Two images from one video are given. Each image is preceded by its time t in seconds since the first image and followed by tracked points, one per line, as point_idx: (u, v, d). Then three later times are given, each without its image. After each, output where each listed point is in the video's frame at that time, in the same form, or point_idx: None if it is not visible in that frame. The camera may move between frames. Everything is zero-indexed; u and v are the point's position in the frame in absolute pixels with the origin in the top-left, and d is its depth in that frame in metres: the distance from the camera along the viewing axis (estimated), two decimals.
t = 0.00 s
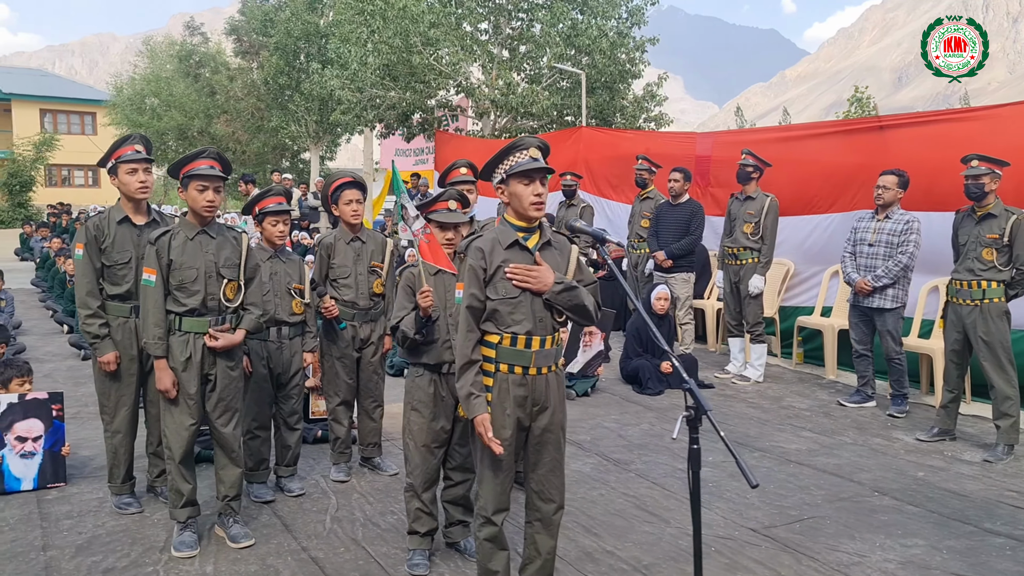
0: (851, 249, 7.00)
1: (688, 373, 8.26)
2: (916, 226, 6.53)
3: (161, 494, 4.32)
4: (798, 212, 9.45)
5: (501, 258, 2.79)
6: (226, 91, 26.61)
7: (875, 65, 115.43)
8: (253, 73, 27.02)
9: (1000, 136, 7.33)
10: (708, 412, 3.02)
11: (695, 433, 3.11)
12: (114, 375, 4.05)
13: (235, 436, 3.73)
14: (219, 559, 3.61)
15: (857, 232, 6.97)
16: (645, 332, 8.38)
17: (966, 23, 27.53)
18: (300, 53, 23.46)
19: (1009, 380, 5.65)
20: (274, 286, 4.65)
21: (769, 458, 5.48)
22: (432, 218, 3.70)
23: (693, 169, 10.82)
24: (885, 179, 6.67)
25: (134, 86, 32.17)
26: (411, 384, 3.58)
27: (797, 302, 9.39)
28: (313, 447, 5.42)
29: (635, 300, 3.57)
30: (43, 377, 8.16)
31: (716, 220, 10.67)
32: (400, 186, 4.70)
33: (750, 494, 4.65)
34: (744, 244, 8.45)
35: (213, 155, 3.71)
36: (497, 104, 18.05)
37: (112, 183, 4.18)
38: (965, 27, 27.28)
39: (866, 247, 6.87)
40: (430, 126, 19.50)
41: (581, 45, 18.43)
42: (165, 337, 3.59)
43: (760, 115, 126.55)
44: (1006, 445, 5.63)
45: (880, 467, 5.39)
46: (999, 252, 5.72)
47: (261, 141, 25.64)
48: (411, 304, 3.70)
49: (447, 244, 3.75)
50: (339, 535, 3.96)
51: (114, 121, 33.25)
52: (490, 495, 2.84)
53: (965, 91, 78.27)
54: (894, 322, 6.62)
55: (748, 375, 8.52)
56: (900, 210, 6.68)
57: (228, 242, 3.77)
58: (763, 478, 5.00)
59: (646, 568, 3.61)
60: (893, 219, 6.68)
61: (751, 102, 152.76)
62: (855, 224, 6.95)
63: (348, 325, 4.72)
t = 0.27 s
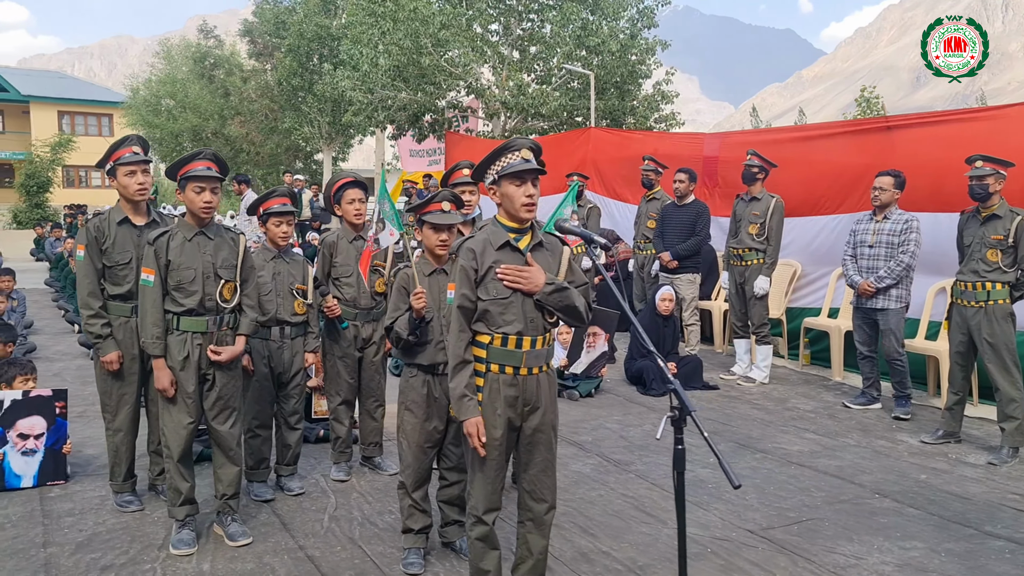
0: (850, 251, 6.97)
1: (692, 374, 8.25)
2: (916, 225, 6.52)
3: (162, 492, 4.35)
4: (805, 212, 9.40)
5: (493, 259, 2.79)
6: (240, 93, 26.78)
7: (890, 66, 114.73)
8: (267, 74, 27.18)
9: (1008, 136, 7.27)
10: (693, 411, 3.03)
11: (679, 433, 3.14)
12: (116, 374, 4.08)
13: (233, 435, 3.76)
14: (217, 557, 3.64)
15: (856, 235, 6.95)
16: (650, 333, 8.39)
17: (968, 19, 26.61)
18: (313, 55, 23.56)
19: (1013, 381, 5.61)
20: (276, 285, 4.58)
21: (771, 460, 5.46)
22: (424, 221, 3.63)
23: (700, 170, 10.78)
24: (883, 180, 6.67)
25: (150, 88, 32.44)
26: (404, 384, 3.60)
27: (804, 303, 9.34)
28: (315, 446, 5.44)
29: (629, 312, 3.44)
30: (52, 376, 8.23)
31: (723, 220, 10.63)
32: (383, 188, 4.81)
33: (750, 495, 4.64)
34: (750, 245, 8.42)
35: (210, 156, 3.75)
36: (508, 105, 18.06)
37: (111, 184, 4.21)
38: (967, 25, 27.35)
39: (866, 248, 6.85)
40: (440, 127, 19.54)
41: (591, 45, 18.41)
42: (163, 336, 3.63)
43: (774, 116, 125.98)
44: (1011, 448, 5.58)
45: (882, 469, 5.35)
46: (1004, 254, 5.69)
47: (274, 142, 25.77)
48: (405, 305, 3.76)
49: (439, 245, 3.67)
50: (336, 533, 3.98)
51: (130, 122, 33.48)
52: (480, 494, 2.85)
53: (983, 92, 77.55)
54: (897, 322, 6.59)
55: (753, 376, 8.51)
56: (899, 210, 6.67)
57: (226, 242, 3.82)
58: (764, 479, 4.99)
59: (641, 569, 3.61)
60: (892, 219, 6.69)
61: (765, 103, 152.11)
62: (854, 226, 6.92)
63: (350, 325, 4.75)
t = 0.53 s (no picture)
0: (862, 253, 6.93)
1: (700, 376, 8.24)
2: (927, 227, 6.48)
3: (165, 490, 4.40)
4: (816, 213, 9.36)
5: (484, 260, 2.81)
6: (258, 95, 26.97)
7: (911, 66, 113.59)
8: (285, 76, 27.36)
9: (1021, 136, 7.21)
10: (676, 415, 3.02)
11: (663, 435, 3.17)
12: (119, 373, 4.13)
13: (233, 433, 3.81)
14: (216, 554, 3.68)
15: (868, 236, 6.91)
16: (658, 335, 8.36)
17: (965, 19, 25.00)
18: (330, 57, 23.71)
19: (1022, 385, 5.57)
20: (279, 285, 4.61)
21: (775, 462, 5.44)
22: (421, 222, 3.70)
23: (711, 171, 10.75)
24: (894, 182, 6.63)
25: (169, 90, 32.73)
26: (403, 385, 3.62)
27: (814, 305, 9.29)
28: (320, 445, 5.48)
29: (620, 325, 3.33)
30: (67, 375, 8.34)
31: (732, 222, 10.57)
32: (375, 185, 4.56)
33: (751, 497, 4.63)
34: (758, 246, 8.36)
35: (209, 158, 3.82)
36: (521, 105, 18.07)
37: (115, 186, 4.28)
38: (965, 27, 25.07)
39: (877, 250, 6.81)
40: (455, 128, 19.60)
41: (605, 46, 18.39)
42: (164, 335, 3.69)
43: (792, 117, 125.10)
44: (1019, 452, 5.53)
45: (887, 472, 5.32)
46: (1011, 256, 5.63)
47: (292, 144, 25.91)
48: (402, 306, 3.79)
49: (436, 247, 3.72)
50: (335, 532, 4.01)
51: (151, 123, 33.79)
52: (473, 494, 2.86)
53: (1005, 92, 76.54)
54: (907, 325, 6.54)
55: (761, 378, 8.47)
56: (910, 212, 6.62)
57: (226, 242, 3.89)
58: (766, 481, 4.98)
59: (637, 570, 3.62)
60: (904, 220, 6.64)
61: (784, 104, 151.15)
62: (866, 227, 6.89)
63: (353, 325, 4.78)
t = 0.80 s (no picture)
0: (888, 254, 6.83)
1: (718, 378, 8.15)
2: (956, 230, 6.34)
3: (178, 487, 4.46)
4: (837, 214, 9.26)
5: (486, 260, 2.82)
6: (284, 96, 27.19)
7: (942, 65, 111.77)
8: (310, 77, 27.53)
9: None
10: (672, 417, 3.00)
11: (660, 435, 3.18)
12: (133, 371, 4.20)
13: (244, 431, 3.85)
14: (227, 551, 3.72)
15: (895, 237, 6.79)
16: (675, 336, 8.31)
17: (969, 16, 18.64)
18: (355, 59, 23.83)
19: None
20: (291, 285, 4.64)
21: (789, 466, 5.39)
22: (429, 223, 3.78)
23: (731, 172, 10.68)
24: (926, 183, 6.50)
25: (197, 92, 33.08)
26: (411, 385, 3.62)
27: (835, 307, 9.20)
28: (335, 445, 5.52)
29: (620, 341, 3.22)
30: (90, 373, 8.46)
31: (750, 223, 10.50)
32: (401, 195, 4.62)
33: (763, 500, 4.60)
34: (777, 247, 8.27)
35: (221, 160, 3.88)
36: (542, 106, 18.03)
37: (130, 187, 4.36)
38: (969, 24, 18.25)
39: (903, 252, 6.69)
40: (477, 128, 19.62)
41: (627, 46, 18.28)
42: (176, 334, 3.74)
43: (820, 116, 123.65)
44: None
45: (904, 476, 5.24)
46: None
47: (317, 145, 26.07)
48: (410, 308, 3.81)
49: (444, 248, 3.76)
50: (345, 530, 4.04)
51: (179, 125, 34.21)
52: (475, 494, 2.87)
53: None
54: (931, 330, 6.42)
55: (780, 381, 8.33)
56: (940, 214, 6.49)
57: (237, 242, 3.94)
58: (779, 485, 4.93)
59: (643, 572, 3.61)
60: (933, 222, 6.49)
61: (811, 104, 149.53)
62: (894, 228, 6.77)
63: (365, 325, 4.79)
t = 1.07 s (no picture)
0: (921, 254, 6.71)
1: (739, 379, 8.07)
2: (992, 233, 6.18)
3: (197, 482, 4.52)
4: (861, 215, 9.13)
5: (496, 259, 2.83)
6: (312, 97, 27.43)
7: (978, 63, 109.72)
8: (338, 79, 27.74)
9: None
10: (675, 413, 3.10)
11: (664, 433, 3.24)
12: (152, 368, 4.27)
13: (261, 429, 3.89)
14: (242, 546, 3.77)
15: (928, 237, 6.67)
16: (695, 337, 8.26)
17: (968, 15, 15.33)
18: (382, 60, 23.95)
19: None
20: (307, 284, 4.69)
21: (808, 468, 5.33)
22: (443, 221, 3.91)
23: (754, 172, 10.58)
24: (962, 183, 6.36)
25: (227, 94, 33.49)
26: (423, 382, 3.65)
27: (860, 308, 9.08)
28: (353, 443, 5.56)
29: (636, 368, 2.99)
30: (118, 370, 8.60)
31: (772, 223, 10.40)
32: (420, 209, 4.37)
33: (780, 502, 4.56)
34: (800, 248, 8.15)
35: (240, 158, 3.91)
36: (567, 106, 18.01)
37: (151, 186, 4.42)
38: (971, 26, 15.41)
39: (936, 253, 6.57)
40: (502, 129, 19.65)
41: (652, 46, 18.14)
42: (194, 332, 3.79)
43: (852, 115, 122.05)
44: None
45: (926, 480, 5.16)
46: None
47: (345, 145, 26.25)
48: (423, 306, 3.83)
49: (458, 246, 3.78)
50: (359, 528, 4.07)
51: (210, 126, 34.67)
52: (485, 492, 2.87)
53: None
54: (961, 334, 6.28)
55: (803, 383, 8.20)
56: (976, 216, 6.33)
57: (254, 241, 3.98)
58: (797, 487, 4.88)
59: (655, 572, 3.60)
60: (968, 224, 6.36)
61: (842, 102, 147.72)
62: (927, 227, 6.66)
63: (381, 324, 4.82)
